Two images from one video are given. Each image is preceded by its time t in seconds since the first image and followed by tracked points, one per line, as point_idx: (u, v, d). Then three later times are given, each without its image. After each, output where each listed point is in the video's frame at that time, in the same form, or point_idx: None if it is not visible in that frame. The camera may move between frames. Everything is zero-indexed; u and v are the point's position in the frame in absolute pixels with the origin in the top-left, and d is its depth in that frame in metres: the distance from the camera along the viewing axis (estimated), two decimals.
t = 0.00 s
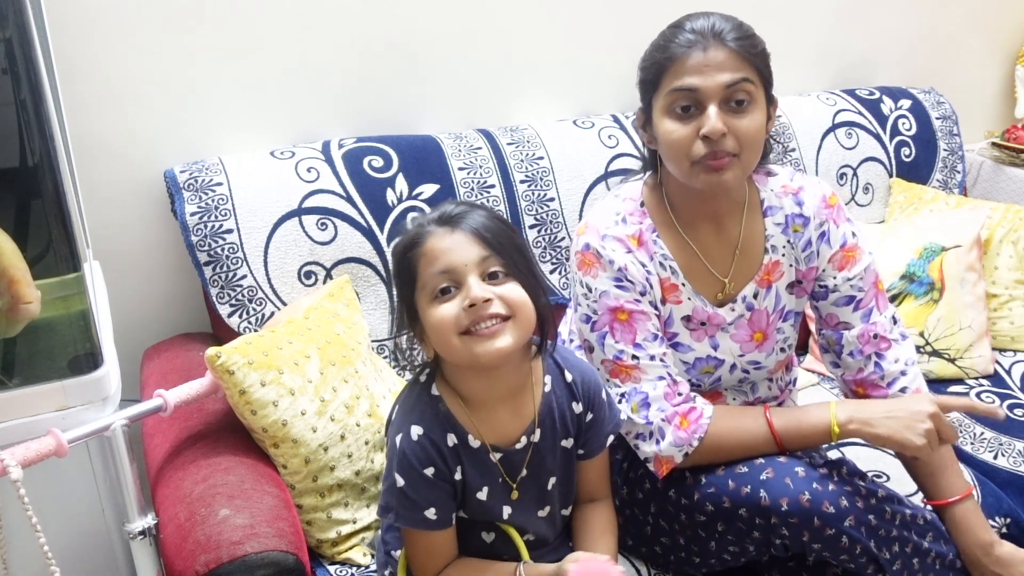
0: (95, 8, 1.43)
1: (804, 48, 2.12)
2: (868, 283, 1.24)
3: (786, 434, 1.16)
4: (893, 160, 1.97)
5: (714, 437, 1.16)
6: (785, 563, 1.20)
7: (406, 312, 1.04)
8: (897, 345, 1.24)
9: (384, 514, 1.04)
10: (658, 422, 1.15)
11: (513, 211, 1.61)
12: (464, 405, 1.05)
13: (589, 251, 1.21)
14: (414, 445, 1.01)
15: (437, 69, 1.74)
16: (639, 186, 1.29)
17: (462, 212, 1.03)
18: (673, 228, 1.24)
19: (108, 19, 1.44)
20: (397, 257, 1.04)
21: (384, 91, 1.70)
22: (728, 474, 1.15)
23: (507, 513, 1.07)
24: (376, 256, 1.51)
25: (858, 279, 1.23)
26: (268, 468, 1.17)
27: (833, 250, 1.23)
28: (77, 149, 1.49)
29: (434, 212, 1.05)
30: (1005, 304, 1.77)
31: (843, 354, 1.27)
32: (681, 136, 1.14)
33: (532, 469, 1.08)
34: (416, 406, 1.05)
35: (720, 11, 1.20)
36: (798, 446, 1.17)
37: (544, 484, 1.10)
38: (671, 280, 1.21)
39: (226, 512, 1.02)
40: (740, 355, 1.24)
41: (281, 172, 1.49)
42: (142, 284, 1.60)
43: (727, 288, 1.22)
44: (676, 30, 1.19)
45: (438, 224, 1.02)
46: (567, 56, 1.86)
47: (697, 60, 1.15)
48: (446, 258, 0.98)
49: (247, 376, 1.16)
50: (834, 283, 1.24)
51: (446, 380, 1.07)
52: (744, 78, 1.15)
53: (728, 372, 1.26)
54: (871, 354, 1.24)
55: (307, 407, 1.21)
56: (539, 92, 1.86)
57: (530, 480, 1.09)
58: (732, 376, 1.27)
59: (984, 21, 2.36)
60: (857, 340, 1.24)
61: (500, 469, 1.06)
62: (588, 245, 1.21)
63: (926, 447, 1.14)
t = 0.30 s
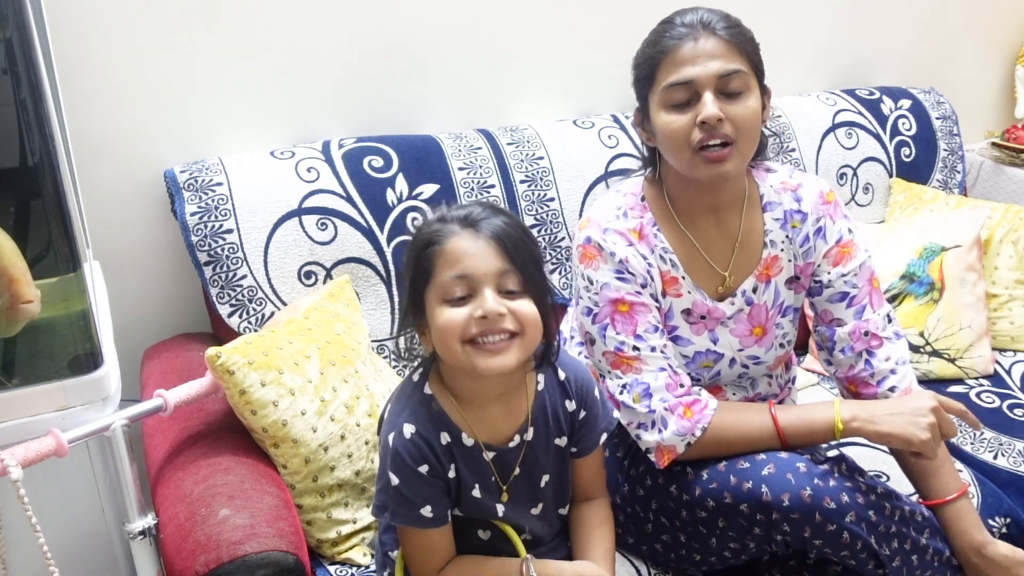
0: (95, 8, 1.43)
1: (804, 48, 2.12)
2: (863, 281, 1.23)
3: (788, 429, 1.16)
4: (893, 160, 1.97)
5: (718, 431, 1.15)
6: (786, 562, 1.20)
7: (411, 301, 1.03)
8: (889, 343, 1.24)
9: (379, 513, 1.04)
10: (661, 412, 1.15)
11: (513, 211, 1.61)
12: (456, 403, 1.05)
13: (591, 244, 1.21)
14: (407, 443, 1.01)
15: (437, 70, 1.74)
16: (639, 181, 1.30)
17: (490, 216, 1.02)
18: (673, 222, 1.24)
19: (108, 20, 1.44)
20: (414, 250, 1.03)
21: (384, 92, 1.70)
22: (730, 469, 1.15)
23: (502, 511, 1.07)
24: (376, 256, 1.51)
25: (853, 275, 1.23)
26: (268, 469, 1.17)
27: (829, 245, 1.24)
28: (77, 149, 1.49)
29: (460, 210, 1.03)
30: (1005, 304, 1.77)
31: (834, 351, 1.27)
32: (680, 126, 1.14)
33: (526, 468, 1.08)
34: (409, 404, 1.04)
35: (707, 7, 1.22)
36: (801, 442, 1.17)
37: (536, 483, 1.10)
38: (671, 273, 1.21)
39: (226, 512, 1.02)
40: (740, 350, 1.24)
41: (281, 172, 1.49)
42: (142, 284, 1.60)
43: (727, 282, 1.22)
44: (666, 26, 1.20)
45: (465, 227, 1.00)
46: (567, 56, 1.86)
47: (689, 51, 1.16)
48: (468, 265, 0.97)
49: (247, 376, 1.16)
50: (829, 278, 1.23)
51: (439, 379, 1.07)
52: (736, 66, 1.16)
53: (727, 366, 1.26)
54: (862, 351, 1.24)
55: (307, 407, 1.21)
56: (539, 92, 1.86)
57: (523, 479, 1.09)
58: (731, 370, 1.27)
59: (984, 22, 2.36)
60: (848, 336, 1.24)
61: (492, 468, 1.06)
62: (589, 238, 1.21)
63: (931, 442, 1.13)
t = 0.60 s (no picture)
0: (95, 8, 1.43)
1: (804, 48, 2.12)
2: (870, 284, 1.24)
3: (794, 429, 1.16)
4: (893, 160, 1.97)
5: (724, 429, 1.15)
6: (787, 562, 1.20)
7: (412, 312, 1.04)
8: (896, 347, 1.23)
9: (360, 509, 1.03)
10: (666, 413, 1.15)
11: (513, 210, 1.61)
12: (439, 404, 1.05)
13: (601, 243, 1.20)
14: (385, 437, 1.02)
15: (437, 69, 1.74)
16: (648, 181, 1.30)
17: (526, 245, 0.95)
18: (681, 223, 1.24)
19: (108, 20, 1.44)
20: (430, 266, 0.97)
21: (384, 91, 1.70)
22: (735, 467, 1.15)
23: (484, 508, 1.08)
24: (376, 256, 1.51)
25: (860, 279, 1.23)
26: (268, 468, 1.17)
27: (836, 249, 1.24)
28: (77, 149, 1.49)
29: (489, 230, 0.96)
30: (1005, 304, 1.77)
31: (841, 354, 1.27)
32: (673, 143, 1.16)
33: (507, 464, 1.10)
34: (385, 400, 1.05)
35: (692, 14, 1.21)
36: (805, 440, 1.17)
37: (520, 480, 1.11)
38: (681, 274, 1.21)
39: (226, 512, 1.02)
40: (746, 352, 1.24)
41: (281, 172, 1.49)
42: (142, 284, 1.60)
43: (735, 285, 1.22)
44: (652, 40, 1.20)
45: (502, 263, 0.94)
46: (567, 56, 1.86)
47: (675, 66, 1.15)
48: (504, 314, 0.93)
49: (247, 376, 1.16)
50: (836, 282, 1.24)
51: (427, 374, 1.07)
52: (723, 76, 1.15)
53: (733, 369, 1.26)
54: (868, 355, 1.24)
55: (307, 407, 1.21)
56: (539, 92, 1.86)
57: (504, 476, 1.10)
58: (737, 372, 1.27)
59: (984, 22, 2.36)
60: (855, 340, 1.24)
61: (472, 463, 1.07)
62: (600, 238, 1.21)
63: (936, 436, 1.14)
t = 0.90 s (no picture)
0: (95, 8, 1.43)
1: (804, 48, 2.12)
2: (869, 284, 1.24)
3: (794, 428, 1.17)
4: (893, 160, 1.97)
5: (726, 429, 1.15)
6: (788, 561, 1.20)
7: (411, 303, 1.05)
8: (895, 346, 1.24)
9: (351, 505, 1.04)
10: (668, 413, 1.15)
11: (513, 211, 1.61)
12: (428, 401, 1.06)
13: (600, 244, 1.20)
14: (375, 435, 1.03)
15: (437, 69, 1.74)
16: (648, 180, 1.29)
17: (547, 285, 0.96)
18: (681, 222, 1.24)
19: (108, 20, 1.44)
20: (441, 278, 0.96)
21: (385, 91, 1.70)
22: (736, 466, 1.15)
23: (470, 505, 1.11)
24: (376, 256, 1.51)
25: (859, 278, 1.23)
26: (269, 468, 1.17)
27: (836, 248, 1.24)
28: (77, 149, 1.49)
29: (514, 261, 0.95)
30: (1005, 304, 1.77)
31: (840, 354, 1.27)
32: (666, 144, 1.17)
33: (495, 463, 1.11)
34: (374, 401, 1.07)
35: (712, 13, 1.19)
36: (806, 440, 1.17)
37: (507, 479, 1.12)
38: (680, 274, 1.21)
39: (227, 511, 1.02)
40: (746, 351, 1.24)
41: (281, 172, 1.49)
42: (142, 284, 1.60)
43: (734, 285, 1.22)
44: (666, 37, 1.19)
45: (523, 305, 0.95)
46: (567, 56, 1.86)
47: (682, 68, 1.15)
48: (512, 353, 0.96)
49: (247, 376, 1.16)
50: (835, 281, 1.24)
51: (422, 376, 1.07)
52: (727, 84, 1.14)
53: (733, 368, 1.26)
54: (868, 354, 1.24)
55: (307, 406, 1.21)
56: (539, 92, 1.86)
57: (493, 475, 1.12)
58: (737, 372, 1.27)
59: (984, 22, 2.36)
60: (854, 339, 1.24)
61: (461, 462, 1.09)
62: (599, 238, 1.21)
63: (937, 434, 1.14)
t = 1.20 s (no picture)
0: (94, 8, 1.43)
1: (804, 48, 2.12)
2: (865, 285, 1.24)
3: (791, 429, 1.17)
4: (893, 160, 1.97)
5: (722, 430, 1.15)
6: (786, 562, 1.20)
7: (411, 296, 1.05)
8: (891, 348, 1.24)
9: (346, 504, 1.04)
10: (664, 414, 1.15)
11: (513, 210, 1.62)
12: (424, 401, 1.07)
13: (594, 245, 1.20)
14: (369, 434, 1.04)
15: (437, 69, 1.74)
16: (642, 182, 1.30)
17: (555, 297, 0.97)
18: (673, 220, 1.24)
19: (108, 20, 1.44)
20: (447, 278, 0.96)
21: (385, 91, 1.70)
22: (732, 468, 1.15)
23: (465, 504, 1.10)
24: (376, 256, 1.51)
25: (855, 281, 1.24)
26: (268, 468, 1.17)
27: (831, 250, 1.24)
28: (77, 149, 1.49)
29: (525, 271, 0.96)
30: (1005, 304, 1.77)
31: (836, 356, 1.27)
32: (669, 134, 1.17)
33: (490, 464, 1.12)
34: (369, 401, 1.07)
35: (723, 11, 1.19)
36: (802, 441, 1.17)
37: (501, 478, 1.13)
38: (674, 275, 1.21)
39: (226, 512, 1.02)
40: (741, 353, 1.24)
41: (281, 172, 1.49)
42: (142, 284, 1.60)
43: (728, 286, 1.22)
44: (677, 29, 1.20)
45: (532, 315, 0.95)
46: (567, 56, 1.86)
47: (691, 60, 1.15)
48: (518, 360, 0.96)
49: (247, 376, 1.16)
50: (831, 283, 1.24)
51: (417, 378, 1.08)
52: (735, 80, 1.14)
53: (729, 369, 1.26)
54: (864, 356, 1.24)
55: (307, 407, 1.21)
56: (539, 91, 1.86)
57: (488, 475, 1.12)
58: (733, 373, 1.27)
59: (984, 22, 2.36)
60: (850, 342, 1.24)
61: (456, 461, 1.09)
62: (592, 239, 1.21)
63: (933, 438, 1.14)
